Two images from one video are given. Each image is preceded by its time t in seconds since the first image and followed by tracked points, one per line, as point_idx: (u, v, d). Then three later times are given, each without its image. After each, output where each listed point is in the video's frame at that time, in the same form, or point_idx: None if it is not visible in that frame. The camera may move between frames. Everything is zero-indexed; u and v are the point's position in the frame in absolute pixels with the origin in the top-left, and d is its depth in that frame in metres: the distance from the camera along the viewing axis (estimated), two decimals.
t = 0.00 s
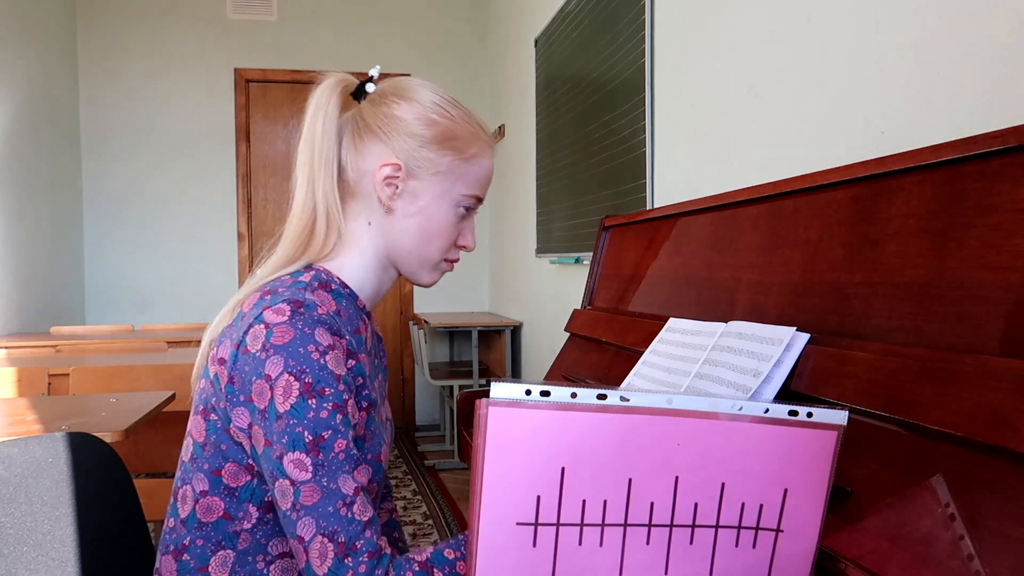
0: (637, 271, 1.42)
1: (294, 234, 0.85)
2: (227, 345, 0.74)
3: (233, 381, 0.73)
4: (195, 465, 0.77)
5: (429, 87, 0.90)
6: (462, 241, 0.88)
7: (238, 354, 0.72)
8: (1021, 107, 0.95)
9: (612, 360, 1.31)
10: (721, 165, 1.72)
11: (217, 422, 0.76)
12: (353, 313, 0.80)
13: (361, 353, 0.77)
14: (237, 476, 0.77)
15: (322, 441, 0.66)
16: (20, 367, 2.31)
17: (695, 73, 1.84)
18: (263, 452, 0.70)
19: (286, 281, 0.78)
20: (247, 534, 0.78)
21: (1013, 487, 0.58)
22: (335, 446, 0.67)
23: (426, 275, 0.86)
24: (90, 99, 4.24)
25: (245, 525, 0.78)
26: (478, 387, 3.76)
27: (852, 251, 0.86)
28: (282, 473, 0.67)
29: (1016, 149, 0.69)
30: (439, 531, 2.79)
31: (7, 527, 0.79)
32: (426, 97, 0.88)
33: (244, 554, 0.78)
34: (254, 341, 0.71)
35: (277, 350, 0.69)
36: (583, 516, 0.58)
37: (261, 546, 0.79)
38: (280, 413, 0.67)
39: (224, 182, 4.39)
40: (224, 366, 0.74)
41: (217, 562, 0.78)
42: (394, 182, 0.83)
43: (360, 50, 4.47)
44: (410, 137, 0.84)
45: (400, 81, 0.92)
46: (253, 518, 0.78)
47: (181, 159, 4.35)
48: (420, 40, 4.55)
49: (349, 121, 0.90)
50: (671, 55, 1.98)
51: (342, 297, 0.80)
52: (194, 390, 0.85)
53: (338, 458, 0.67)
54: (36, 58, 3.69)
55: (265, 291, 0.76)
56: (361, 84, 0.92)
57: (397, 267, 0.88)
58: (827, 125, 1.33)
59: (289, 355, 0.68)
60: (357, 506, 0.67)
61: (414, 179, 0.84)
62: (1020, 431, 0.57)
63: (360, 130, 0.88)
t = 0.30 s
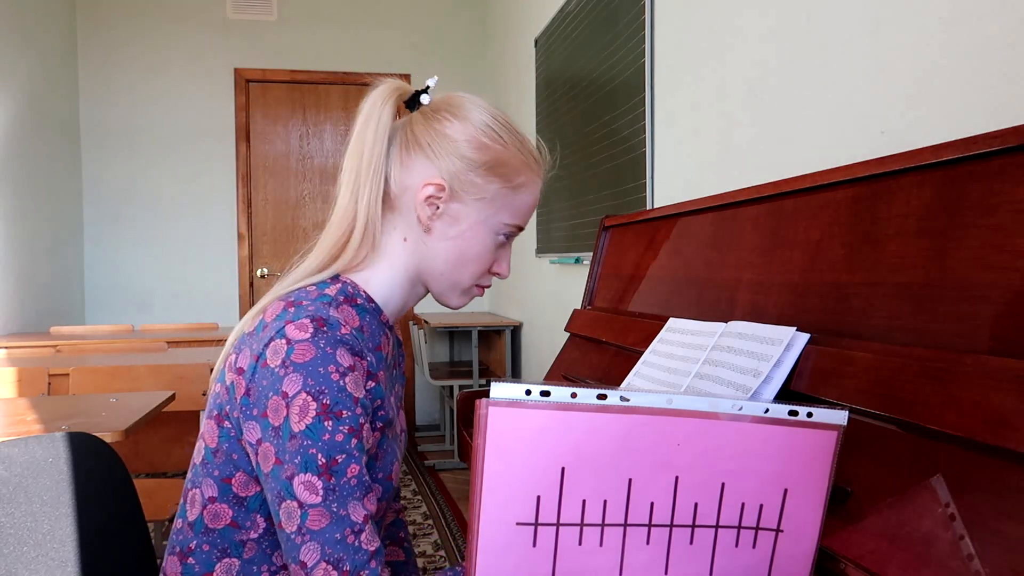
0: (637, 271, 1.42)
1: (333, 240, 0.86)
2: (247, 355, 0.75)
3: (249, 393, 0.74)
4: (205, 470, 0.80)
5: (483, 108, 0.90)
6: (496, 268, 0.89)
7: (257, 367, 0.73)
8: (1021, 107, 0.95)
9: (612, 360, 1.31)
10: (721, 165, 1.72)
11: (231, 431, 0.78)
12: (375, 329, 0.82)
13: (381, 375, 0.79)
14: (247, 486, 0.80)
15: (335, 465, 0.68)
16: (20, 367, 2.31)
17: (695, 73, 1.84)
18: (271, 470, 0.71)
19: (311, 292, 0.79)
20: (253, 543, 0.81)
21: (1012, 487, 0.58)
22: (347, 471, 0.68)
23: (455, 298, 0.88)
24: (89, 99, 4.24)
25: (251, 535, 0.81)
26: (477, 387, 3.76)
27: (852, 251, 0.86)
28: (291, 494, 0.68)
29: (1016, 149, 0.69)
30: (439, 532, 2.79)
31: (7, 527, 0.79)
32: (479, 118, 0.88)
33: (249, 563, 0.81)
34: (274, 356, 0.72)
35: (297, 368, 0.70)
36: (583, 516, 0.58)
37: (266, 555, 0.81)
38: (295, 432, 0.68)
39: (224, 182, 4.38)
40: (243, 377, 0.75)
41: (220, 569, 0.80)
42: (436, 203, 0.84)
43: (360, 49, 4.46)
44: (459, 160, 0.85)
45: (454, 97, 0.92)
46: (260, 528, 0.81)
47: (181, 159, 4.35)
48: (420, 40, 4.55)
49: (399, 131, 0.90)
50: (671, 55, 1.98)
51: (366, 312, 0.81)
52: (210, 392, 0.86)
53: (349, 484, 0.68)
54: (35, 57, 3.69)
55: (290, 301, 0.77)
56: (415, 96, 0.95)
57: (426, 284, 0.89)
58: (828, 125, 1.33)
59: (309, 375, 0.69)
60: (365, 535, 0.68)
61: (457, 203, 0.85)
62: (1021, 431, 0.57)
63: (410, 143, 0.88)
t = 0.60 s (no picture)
0: (637, 271, 1.42)
1: (348, 241, 0.86)
2: (257, 358, 0.76)
3: (259, 397, 0.74)
4: (214, 471, 0.80)
5: (500, 109, 0.90)
6: (511, 272, 0.90)
7: (267, 371, 0.73)
8: (1020, 108, 0.95)
9: (612, 360, 1.31)
10: (721, 165, 1.72)
11: (240, 433, 0.79)
12: (387, 333, 0.82)
13: (393, 381, 0.79)
14: (256, 488, 0.80)
15: (344, 471, 0.68)
16: (20, 367, 2.31)
17: (695, 73, 1.84)
18: (281, 476, 0.71)
19: (323, 296, 0.79)
20: (261, 545, 0.81)
21: (1012, 487, 0.58)
22: (357, 477, 0.68)
23: (469, 301, 0.88)
24: (89, 99, 4.24)
25: (260, 537, 0.81)
26: (477, 387, 3.76)
27: (852, 251, 0.86)
28: (300, 501, 0.68)
29: (1016, 149, 0.69)
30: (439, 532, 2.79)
31: (7, 527, 0.79)
32: (497, 120, 0.88)
33: (257, 565, 0.81)
34: (283, 360, 0.72)
35: (306, 373, 0.70)
36: (582, 516, 0.58)
37: (274, 558, 0.82)
38: (304, 438, 0.68)
39: (224, 182, 4.38)
40: (253, 380, 0.75)
41: (229, 570, 0.81)
42: (452, 206, 0.84)
43: (360, 49, 4.46)
44: (475, 163, 0.85)
45: (471, 98, 0.92)
46: (269, 531, 0.82)
47: (181, 159, 4.35)
48: (420, 40, 4.55)
49: (415, 132, 0.91)
50: (671, 55, 1.98)
51: (377, 316, 0.81)
52: (221, 392, 0.87)
53: (359, 490, 0.68)
54: (35, 57, 3.69)
55: (301, 305, 0.77)
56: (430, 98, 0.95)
57: (440, 287, 0.89)
58: (827, 125, 1.33)
59: (318, 381, 0.69)
60: (375, 541, 0.68)
61: (474, 206, 0.85)
62: (1021, 431, 0.57)
63: (426, 145, 0.89)
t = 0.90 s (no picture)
0: (637, 271, 1.42)
1: (358, 249, 0.86)
2: (264, 361, 0.76)
3: (266, 401, 0.75)
4: (219, 474, 0.80)
5: (506, 112, 0.91)
6: (522, 275, 0.89)
7: (274, 375, 0.73)
8: (1020, 108, 0.95)
9: (612, 360, 1.31)
10: (721, 165, 1.72)
11: (246, 436, 0.79)
12: (395, 337, 0.82)
13: (401, 386, 0.79)
14: (260, 492, 0.80)
15: (353, 481, 0.68)
16: (20, 367, 2.31)
17: (695, 73, 1.84)
18: (291, 481, 0.72)
19: (332, 300, 0.79)
20: (264, 549, 0.81)
21: (1012, 486, 0.58)
22: (366, 486, 0.69)
23: (480, 306, 0.88)
24: (89, 99, 4.24)
25: (263, 541, 0.81)
26: (477, 387, 3.76)
27: (852, 251, 0.87)
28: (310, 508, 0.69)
29: (1016, 149, 0.69)
30: (439, 532, 2.79)
31: (7, 527, 0.79)
32: (504, 123, 0.89)
33: (259, 568, 0.81)
34: (292, 366, 0.72)
35: (315, 381, 0.70)
36: (583, 516, 0.58)
37: (276, 561, 0.82)
38: (314, 447, 0.69)
39: (224, 182, 4.38)
40: (260, 384, 0.75)
41: (230, 573, 0.81)
42: (461, 210, 0.84)
43: (360, 50, 4.46)
44: (484, 166, 0.85)
45: (477, 102, 0.93)
46: (272, 535, 0.81)
47: (181, 159, 4.35)
48: (420, 40, 4.55)
49: (422, 136, 0.91)
50: (671, 55, 1.98)
51: (387, 320, 0.81)
52: (226, 392, 0.87)
53: (368, 498, 0.69)
54: (36, 57, 3.69)
55: (310, 309, 0.77)
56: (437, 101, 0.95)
57: (450, 292, 0.89)
58: (827, 125, 1.33)
59: (327, 390, 0.69)
60: (383, 548, 0.69)
61: (483, 209, 0.85)
62: (1020, 430, 0.58)
63: (433, 150, 0.89)
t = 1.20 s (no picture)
0: (637, 271, 1.42)
1: (378, 258, 0.87)
2: (275, 369, 0.76)
3: (275, 409, 0.75)
4: (226, 478, 0.80)
5: (525, 119, 0.90)
6: (542, 284, 0.90)
7: (285, 384, 0.73)
8: (1020, 108, 0.95)
9: (612, 361, 1.31)
10: (721, 165, 1.72)
11: (254, 443, 0.79)
12: (408, 347, 0.82)
13: (411, 400, 0.79)
14: (267, 499, 0.80)
15: (353, 500, 0.69)
16: (20, 367, 2.31)
17: (695, 73, 1.84)
18: (290, 492, 0.72)
19: (346, 309, 0.79)
20: (269, 555, 0.81)
21: (1013, 486, 0.58)
22: (365, 505, 0.70)
23: (501, 315, 0.88)
24: (89, 99, 4.24)
25: (269, 547, 0.81)
26: (477, 387, 3.77)
27: (852, 251, 0.87)
28: (306, 523, 0.70)
29: (1016, 149, 0.69)
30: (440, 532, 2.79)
31: (7, 526, 0.79)
32: (524, 130, 0.88)
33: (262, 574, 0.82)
34: (303, 377, 0.72)
35: (326, 396, 0.70)
36: (583, 516, 0.58)
37: (280, 568, 0.82)
38: (317, 461, 0.69)
39: (224, 182, 4.38)
40: (270, 392, 0.75)
41: None
42: (483, 221, 0.84)
43: (360, 49, 4.46)
44: (505, 176, 0.85)
45: (495, 108, 0.92)
46: (277, 541, 0.82)
47: (181, 159, 4.35)
48: (420, 39, 4.55)
49: (440, 144, 0.90)
50: (671, 55, 1.98)
51: (400, 330, 0.82)
52: (237, 394, 0.87)
53: (366, 518, 0.70)
54: (36, 57, 3.69)
55: (325, 317, 0.77)
56: (453, 106, 0.94)
57: (470, 301, 0.90)
58: (828, 125, 1.33)
59: (337, 406, 0.69)
60: (375, 569, 0.70)
61: (506, 220, 0.85)
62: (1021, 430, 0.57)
63: (453, 158, 0.88)
